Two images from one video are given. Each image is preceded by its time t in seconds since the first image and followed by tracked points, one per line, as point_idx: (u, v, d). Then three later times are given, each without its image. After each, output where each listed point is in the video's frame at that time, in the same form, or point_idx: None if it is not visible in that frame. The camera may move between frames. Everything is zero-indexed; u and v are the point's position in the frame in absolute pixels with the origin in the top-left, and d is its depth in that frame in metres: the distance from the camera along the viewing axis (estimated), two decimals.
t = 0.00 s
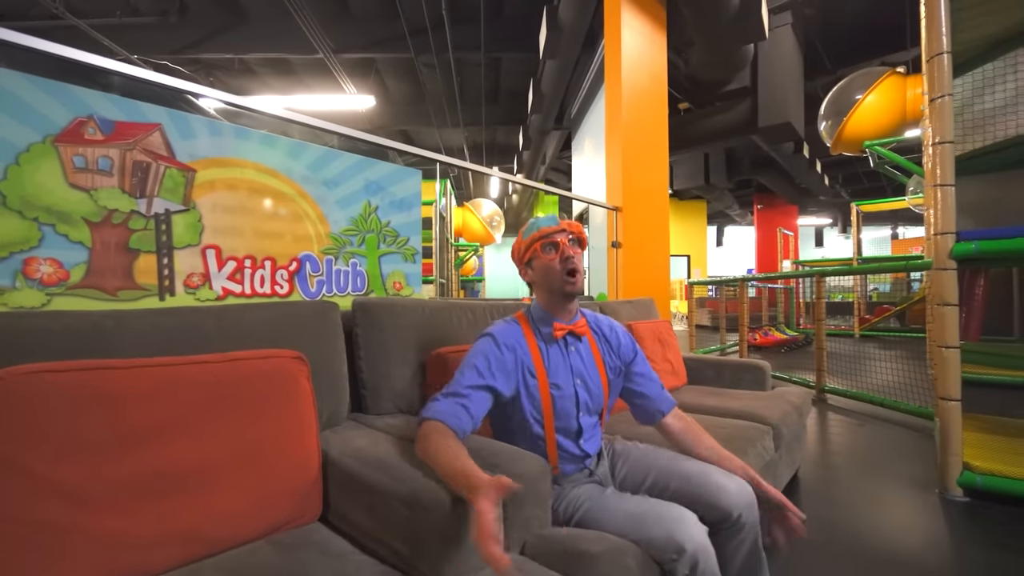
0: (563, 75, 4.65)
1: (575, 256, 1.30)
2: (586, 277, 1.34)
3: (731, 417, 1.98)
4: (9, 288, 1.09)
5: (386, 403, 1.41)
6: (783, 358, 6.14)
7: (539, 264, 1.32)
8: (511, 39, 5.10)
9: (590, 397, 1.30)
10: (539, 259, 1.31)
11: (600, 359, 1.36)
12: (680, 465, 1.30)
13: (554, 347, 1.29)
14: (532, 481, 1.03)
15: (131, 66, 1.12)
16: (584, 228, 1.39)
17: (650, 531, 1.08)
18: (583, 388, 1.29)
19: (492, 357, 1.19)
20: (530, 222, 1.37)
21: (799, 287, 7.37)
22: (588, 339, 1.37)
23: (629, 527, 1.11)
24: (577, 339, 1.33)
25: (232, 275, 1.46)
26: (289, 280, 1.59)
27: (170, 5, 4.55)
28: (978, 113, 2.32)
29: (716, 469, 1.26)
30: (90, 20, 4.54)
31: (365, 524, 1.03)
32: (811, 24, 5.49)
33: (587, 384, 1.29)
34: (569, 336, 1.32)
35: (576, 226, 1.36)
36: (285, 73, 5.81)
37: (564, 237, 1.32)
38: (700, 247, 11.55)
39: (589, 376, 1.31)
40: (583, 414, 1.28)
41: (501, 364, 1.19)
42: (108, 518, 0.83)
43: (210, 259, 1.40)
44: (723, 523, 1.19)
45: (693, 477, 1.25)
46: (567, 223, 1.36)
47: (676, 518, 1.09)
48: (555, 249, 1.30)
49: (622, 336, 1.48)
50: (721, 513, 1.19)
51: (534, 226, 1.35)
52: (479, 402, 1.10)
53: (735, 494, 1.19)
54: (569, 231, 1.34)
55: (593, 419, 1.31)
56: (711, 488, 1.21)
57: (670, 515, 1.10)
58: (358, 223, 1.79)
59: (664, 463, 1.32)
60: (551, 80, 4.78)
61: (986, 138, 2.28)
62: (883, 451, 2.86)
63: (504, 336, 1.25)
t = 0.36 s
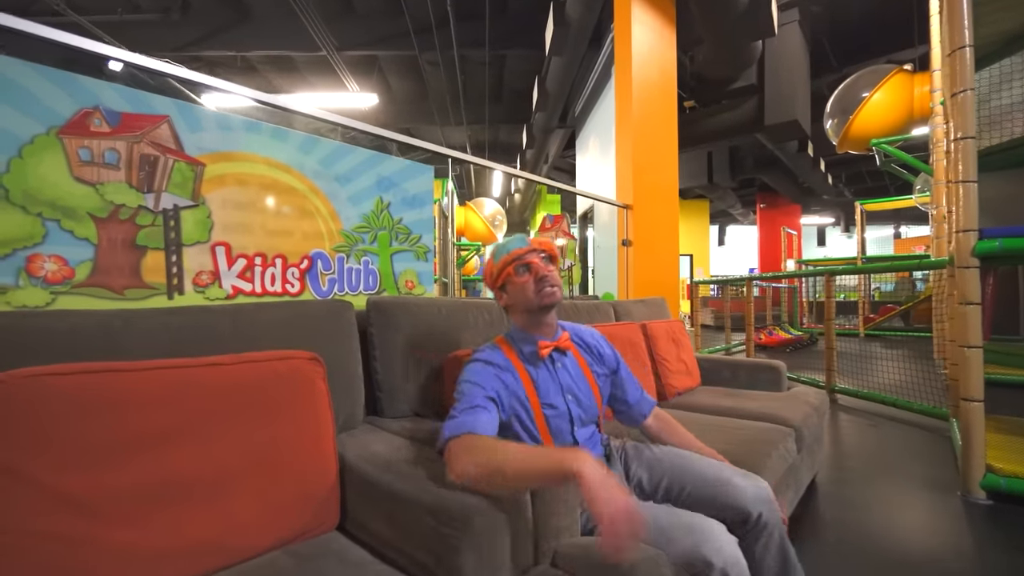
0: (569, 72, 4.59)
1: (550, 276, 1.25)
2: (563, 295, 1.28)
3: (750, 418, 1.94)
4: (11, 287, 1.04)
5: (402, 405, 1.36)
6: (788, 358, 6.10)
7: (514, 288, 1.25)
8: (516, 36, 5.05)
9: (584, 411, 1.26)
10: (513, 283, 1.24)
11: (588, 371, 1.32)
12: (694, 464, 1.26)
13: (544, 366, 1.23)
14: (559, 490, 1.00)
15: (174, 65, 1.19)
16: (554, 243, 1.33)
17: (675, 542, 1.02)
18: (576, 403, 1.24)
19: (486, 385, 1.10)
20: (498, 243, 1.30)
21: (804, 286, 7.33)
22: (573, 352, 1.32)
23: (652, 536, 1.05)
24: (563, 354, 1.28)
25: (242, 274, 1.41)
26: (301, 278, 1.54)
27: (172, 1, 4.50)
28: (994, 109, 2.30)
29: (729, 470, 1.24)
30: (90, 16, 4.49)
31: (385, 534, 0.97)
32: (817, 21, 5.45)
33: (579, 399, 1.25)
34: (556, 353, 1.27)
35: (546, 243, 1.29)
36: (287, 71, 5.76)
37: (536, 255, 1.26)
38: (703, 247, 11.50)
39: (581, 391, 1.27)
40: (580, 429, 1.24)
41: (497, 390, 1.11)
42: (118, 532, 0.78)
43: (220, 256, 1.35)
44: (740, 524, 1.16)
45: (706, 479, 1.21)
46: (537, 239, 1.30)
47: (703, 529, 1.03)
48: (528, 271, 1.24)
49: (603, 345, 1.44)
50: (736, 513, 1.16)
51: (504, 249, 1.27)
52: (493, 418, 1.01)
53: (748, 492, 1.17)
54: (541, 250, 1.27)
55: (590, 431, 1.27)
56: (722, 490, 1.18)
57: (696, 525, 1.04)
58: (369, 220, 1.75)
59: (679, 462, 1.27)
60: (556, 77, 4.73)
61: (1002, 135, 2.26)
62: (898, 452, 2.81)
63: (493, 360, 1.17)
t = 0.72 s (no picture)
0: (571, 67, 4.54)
1: (487, 299, 1.09)
2: (506, 309, 1.15)
3: (762, 413, 1.89)
4: None
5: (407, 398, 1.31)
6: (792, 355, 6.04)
7: (450, 325, 1.09)
8: (517, 31, 5.01)
9: (565, 404, 1.22)
10: (449, 323, 1.08)
11: (557, 364, 1.27)
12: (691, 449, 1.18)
13: (512, 377, 1.17)
14: (575, 484, 0.93)
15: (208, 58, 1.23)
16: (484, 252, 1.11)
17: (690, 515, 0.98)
18: (555, 401, 1.20)
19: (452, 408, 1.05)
20: (422, 275, 1.08)
21: (806, 284, 7.29)
22: (537, 350, 1.26)
23: (668, 520, 1.01)
24: (527, 357, 1.21)
25: (241, 262, 1.36)
26: (301, 267, 1.49)
27: None
28: (1006, 99, 2.26)
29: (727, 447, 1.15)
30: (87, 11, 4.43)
31: (392, 530, 0.92)
32: (822, 16, 5.40)
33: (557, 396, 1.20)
34: (520, 361, 1.19)
35: (474, 258, 1.08)
36: (287, 67, 5.70)
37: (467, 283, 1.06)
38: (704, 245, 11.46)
39: (556, 385, 1.22)
40: (568, 423, 1.20)
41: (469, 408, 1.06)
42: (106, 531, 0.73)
43: (217, 243, 1.30)
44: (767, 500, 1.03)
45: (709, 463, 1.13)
46: (462, 258, 1.08)
47: (713, 495, 0.97)
48: (462, 304, 1.06)
49: (574, 328, 1.37)
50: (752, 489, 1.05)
51: (426, 284, 1.06)
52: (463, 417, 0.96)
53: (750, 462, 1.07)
54: (471, 271, 1.07)
55: (579, 423, 1.23)
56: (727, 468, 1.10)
57: (707, 493, 0.98)
58: (372, 209, 1.70)
59: (677, 451, 1.21)
60: (558, 73, 4.68)
61: (1017, 125, 2.21)
62: (909, 448, 2.77)
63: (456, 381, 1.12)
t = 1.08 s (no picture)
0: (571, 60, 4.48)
1: (481, 294, 1.04)
2: (502, 304, 1.09)
3: (765, 407, 1.85)
4: None
5: (399, 390, 1.27)
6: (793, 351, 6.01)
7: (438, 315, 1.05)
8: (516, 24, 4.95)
9: (564, 402, 1.15)
10: (438, 311, 1.04)
11: (557, 360, 1.19)
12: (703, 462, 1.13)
13: (506, 376, 1.11)
14: (572, 478, 0.88)
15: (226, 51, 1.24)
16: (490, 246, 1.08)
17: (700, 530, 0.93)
18: (553, 400, 1.14)
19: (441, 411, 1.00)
20: (416, 258, 1.05)
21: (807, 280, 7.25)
22: (536, 346, 1.19)
23: (675, 525, 0.96)
24: (524, 354, 1.14)
25: (226, 250, 1.32)
26: (290, 256, 1.46)
27: None
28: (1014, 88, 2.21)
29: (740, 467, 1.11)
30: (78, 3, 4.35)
31: (381, 527, 0.88)
32: (823, 8, 5.34)
33: (556, 394, 1.14)
34: (515, 359, 1.12)
35: (474, 249, 1.04)
36: (283, 61, 5.63)
37: (463, 272, 1.03)
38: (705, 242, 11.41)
39: (556, 383, 1.15)
40: (568, 420, 1.15)
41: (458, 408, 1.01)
42: (71, 528, 0.67)
43: (201, 230, 1.26)
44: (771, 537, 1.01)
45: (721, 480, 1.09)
46: (460, 246, 1.04)
47: (731, 512, 0.93)
48: (454, 295, 1.02)
49: (577, 323, 1.29)
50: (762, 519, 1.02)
51: (419, 269, 1.03)
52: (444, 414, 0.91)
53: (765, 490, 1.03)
54: (468, 262, 1.03)
55: (580, 420, 1.17)
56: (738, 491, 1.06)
57: (724, 508, 0.94)
58: (363, 197, 1.66)
59: (687, 458, 1.16)
60: (557, 65, 4.63)
61: None
62: (912, 442, 2.73)
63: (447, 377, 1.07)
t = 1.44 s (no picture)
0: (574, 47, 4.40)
1: (528, 305, 1.00)
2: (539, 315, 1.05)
3: (769, 397, 1.82)
4: None
5: (394, 380, 1.25)
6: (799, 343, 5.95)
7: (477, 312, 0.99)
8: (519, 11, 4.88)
9: (567, 401, 1.12)
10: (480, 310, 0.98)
11: (565, 359, 1.15)
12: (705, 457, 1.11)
13: (511, 372, 1.07)
14: (568, 468, 0.86)
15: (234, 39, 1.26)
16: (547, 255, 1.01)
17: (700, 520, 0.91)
18: (557, 397, 1.11)
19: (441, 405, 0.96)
20: (472, 246, 0.97)
21: (814, 271, 7.18)
22: (545, 341, 1.14)
23: (674, 516, 0.94)
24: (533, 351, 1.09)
25: (219, 236, 1.32)
26: (284, 243, 1.45)
27: None
28: None
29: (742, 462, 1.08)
30: None
31: (373, 517, 0.86)
32: None
33: (560, 394, 1.11)
34: (524, 354, 1.08)
35: (535, 258, 0.98)
36: (284, 50, 5.58)
37: (519, 281, 0.97)
38: (710, 233, 11.31)
39: (561, 381, 1.12)
40: (568, 418, 1.12)
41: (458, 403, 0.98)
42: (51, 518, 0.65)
43: (193, 216, 1.25)
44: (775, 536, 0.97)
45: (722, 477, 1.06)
46: (525, 255, 0.97)
47: (730, 500, 0.91)
48: (504, 300, 0.97)
49: (590, 323, 1.23)
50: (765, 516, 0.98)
51: (479, 267, 0.95)
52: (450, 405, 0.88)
53: (767, 487, 1.01)
54: (527, 269, 0.98)
55: (581, 419, 1.14)
56: (740, 486, 1.03)
57: (725, 497, 0.92)
58: (359, 183, 1.64)
59: (686, 458, 1.13)
60: (560, 53, 4.56)
61: None
62: (919, 434, 2.70)
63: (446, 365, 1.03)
